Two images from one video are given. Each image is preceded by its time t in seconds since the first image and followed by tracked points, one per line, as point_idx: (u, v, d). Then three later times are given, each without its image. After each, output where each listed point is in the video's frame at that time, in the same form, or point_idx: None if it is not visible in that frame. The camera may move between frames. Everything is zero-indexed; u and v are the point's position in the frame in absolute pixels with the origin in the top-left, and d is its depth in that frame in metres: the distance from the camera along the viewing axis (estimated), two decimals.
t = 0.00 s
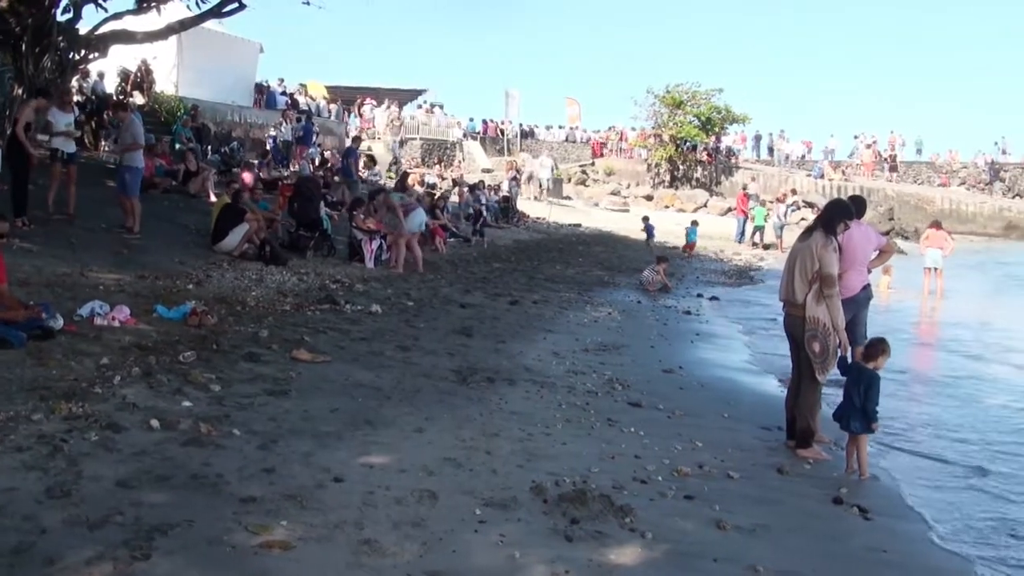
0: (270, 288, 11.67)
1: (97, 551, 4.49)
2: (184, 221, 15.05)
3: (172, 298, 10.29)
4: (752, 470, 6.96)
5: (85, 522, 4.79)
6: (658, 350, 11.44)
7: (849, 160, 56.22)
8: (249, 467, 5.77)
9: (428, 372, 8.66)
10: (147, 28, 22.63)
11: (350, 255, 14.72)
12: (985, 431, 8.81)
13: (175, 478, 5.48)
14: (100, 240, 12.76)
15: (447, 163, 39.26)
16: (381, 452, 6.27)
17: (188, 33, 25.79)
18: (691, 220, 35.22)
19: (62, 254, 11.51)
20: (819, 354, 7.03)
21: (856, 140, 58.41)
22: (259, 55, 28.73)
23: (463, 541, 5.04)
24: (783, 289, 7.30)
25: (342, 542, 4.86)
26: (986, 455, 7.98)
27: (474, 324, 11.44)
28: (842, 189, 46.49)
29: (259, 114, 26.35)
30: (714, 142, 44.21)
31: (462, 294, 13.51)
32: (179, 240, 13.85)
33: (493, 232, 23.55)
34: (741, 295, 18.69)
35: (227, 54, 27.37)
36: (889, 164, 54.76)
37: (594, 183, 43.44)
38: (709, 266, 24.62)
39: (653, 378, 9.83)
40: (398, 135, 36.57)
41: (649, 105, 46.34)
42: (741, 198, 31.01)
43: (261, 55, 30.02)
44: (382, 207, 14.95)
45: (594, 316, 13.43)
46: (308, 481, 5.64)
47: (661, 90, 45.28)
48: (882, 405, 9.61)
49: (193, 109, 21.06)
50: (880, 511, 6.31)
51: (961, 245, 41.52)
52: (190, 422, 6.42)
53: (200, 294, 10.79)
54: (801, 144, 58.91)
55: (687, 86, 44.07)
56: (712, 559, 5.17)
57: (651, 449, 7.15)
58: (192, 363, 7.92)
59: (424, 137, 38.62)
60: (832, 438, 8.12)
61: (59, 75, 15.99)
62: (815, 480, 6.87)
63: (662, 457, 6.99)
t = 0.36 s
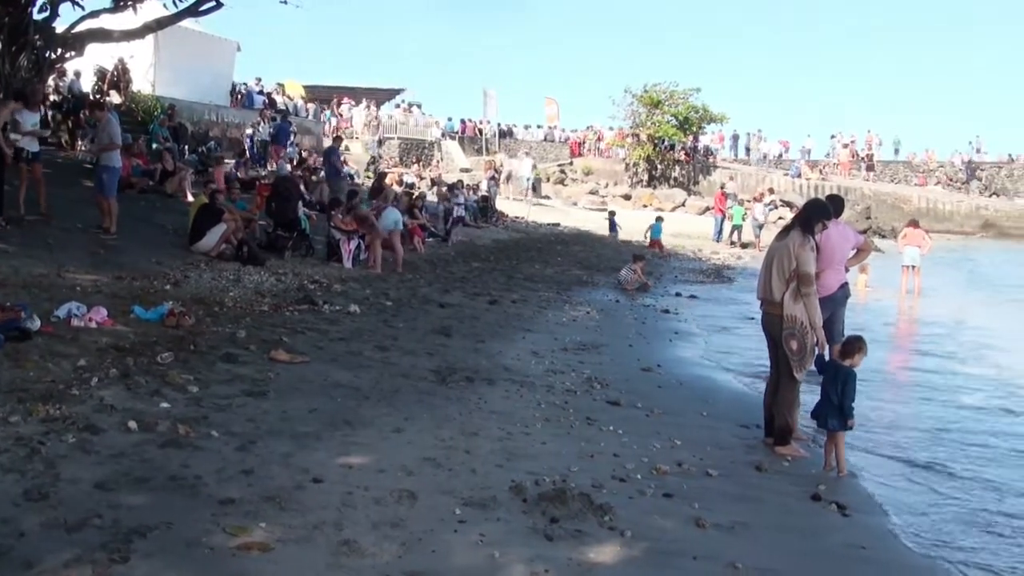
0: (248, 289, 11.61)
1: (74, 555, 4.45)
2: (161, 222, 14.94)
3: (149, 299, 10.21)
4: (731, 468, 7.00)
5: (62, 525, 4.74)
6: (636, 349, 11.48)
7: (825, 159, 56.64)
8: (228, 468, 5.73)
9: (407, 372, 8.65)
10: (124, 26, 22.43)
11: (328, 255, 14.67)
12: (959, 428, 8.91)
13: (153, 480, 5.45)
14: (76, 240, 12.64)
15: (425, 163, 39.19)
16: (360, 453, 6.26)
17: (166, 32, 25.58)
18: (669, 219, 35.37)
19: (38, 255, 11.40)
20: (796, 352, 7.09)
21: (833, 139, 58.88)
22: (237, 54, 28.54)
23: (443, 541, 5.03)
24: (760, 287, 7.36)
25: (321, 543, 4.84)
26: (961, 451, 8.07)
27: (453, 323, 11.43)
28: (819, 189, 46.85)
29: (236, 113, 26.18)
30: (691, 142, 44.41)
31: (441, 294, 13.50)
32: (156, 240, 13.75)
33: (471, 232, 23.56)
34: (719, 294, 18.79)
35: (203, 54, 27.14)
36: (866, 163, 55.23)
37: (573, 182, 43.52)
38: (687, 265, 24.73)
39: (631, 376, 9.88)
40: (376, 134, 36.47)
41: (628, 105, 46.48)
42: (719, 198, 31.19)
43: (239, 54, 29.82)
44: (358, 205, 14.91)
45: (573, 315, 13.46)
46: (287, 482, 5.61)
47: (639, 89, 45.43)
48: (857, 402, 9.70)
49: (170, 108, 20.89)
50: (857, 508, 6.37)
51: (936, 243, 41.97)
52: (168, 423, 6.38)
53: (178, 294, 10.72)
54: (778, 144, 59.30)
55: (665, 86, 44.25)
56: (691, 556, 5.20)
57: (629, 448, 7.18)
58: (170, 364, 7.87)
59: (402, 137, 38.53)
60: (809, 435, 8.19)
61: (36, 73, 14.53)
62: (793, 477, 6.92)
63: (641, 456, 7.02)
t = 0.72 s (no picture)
0: (223, 290, 11.53)
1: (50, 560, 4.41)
2: (135, 222, 14.80)
3: (123, 300, 10.11)
4: (707, 467, 7.05)
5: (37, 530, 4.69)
6: (612, 349, 11.52)
7: (799, 159, 57.07)
8: (204, 471, 5.70)
9: (383, 373, 8.62)
10: (98, 25, 22.19)
11: (304, 256, 14.60)
12: (932, 425, 9.03)
13: (129, 483, 5.40)
14: (49, 241, 12.49)
15: (401, 163, 39.09)
16: (337, 454, 6.24)
17: (141, 32, 25.32)
18: (645, 220, 35.50)
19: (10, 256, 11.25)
20: (771, 351, 7.14)
21: (806, 140, 59.37)
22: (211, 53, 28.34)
23: (421, 542, 5.03)
24: (735, 286, 7.41)
25: (298, 546, 4.83)
26: (933, 448, 8.18)
27: (430, 324, 11.42)
28: (793, 189, 47.19)
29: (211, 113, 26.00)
30: (667, 142, 44.60)
31: (417, 294, 13.48)
32: (130, 241, 13.62)
33: (448, 232, 23.54)
34: (694, 293, 18.90)
35: (177, 54, 26.89)
36: (840, 164, 55.71)
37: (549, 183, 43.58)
38: (663, 265, 24.84)
39: (607, 376, 9.91)
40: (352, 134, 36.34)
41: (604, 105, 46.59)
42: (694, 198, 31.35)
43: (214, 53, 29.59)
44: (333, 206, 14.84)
45: (549, 315, 13.49)
46: (263, 485, 5.58)
47: (615, 90, 45.56)
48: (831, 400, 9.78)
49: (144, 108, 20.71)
50: (833, 505, 6.44)
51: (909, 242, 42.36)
52: (143, 426, 6.33)
53: (153, 296, 10.62)
54: (753, 144, 59.68)
55: (641, 86, 44.41)
56: (668, 555, 5.24)
57: (606, 447, 7.20)
58: (145, 366, 7.80)
59: (378, 137, 38.41)
60: (784, 433, 8.25)
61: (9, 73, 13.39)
62: (768, 475, 6.98)
63: (618, 455, 7.05)
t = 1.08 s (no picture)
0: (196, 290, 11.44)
1: (23, 565, 4.35)
2: (107, 223, 14.63)
3: (95, 302, 9.99)
4: (681, 464, 7.09)
5: (10, 535, 4.63)
6: (587, 348, 11.55)
7: (771, 159, 57.50)
8: (178, 474, 5.65)
9: (358, 373, 8.59)
10: (69, 24, 21.91)
11: (277, 256, 14.52)
12: (903, 422, 9.13)
13: (103, 486, 5.35)
14: (20, 242, 12.32)
15: (375, 163, 38.96)
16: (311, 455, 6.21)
17: (113, 30, 24.99)
18: (618, 219, 35.63)
19: None
20: (745, 349, 7.20)
21: (778, 140, 59.84)
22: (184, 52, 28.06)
23: (395, 543, 5.02)
24: (709, 285, 7.46)
25: (273, 548, 4.80)
26: (904, 445, 8.28)
27: (404, 324, 11.39)
28: (765, 188, 47.57)
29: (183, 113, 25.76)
30: (640, 141, 44.78)
31: (391, 294, 13.44)
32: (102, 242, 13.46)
33: (422, 232, 23.50)
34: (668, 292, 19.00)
35: (148, 54, 26.59)
36: (812, 163, 56.20)
37: (523, 182, 43.62)
38: (636, 264, 24.94)
39: (582, 375, 9.94)
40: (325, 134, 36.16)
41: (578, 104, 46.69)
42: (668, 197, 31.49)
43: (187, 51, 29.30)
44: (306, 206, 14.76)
45: (524, 314, 13.50)
46: (237, 487, 5.55)
47: (589, 89, 45.68)
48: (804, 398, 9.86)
49: (116, 107, 20.49)
50: (807, 501, 6.51)
51: (880, 240, 42.82)
52: (117, 429, 6.26)
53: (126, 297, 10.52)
54: (725, 144, 60.06)
55: (615, 86, 44.56)
56: (643, 552, 5.27)
57: (581, 446, 7.22)
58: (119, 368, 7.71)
59: (352, 137, 38.25)
60: (758, 430, 8.31)
61: None
62: (743, 472, 7.03)
63: (593, 454, 7.07)
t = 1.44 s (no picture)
0: (167, 292, 11.34)
1: None
2: (76, 224, 14.45)
3: (64, 303, 9.87)
4: (654, 463, 7.13)
5: None
6: (559, 347, 11.58)
7: (741, 159, 57.89)
8: (151, 477, 5.60)
9: (330, 374, 8.56)
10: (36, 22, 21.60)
11: (248, 257, 14.42)
12: (871, 419, 9.24)
13: (74, 490, 5.29)
14: None
15: (346, 163, 38.77)
16: (283, 457, 6.18)
17: (84, 29, 24.54)
18: (590, 219, 35.72)
19: None
20: (717, 348, 7.26)
21: (748, 140, 60.29)
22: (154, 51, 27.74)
23: (369, 544, 5.01)
24: (681, 284, 7.51)
25: (245, 550, 4.77)
26: (872, 442, 8.38)
27: (377, 325, 11.36)
28: (736, 188, 47.88)
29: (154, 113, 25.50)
30: (612, 141, 44.93)
31: (363, 295, 13.39)
32: (71, 243, 13.30)
33: (394, 232, 23.43)
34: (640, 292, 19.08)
35: (118, 54, 26.28)
36: (783, 163, 56.66)
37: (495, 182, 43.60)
38: (608, 263, 25.03)
39: (555, 375, 9.96)
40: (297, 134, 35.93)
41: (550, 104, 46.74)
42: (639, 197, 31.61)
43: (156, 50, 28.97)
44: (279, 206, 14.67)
45: (496, 314, 13.50)
46: (210, 489, 5.51)
47: (561, 89, 45.75)
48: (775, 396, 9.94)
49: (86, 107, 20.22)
50: (778, 498, 6.57)
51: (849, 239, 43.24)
52: (88, 432, 6.20)
53: (96, 299, 10.40)
54: (697, 143, 60.42)
55: (587, 86, 44.67)
56: (616, 551, 5.30)
57: (554, 445, 7.24)
58: (89, 371, 7.63)
59: (323, 136, 38.03)
60: (730, 429, 8.38)
61: None
62: (716, 470, 7.09)
63: (566, 453, 7.09)
